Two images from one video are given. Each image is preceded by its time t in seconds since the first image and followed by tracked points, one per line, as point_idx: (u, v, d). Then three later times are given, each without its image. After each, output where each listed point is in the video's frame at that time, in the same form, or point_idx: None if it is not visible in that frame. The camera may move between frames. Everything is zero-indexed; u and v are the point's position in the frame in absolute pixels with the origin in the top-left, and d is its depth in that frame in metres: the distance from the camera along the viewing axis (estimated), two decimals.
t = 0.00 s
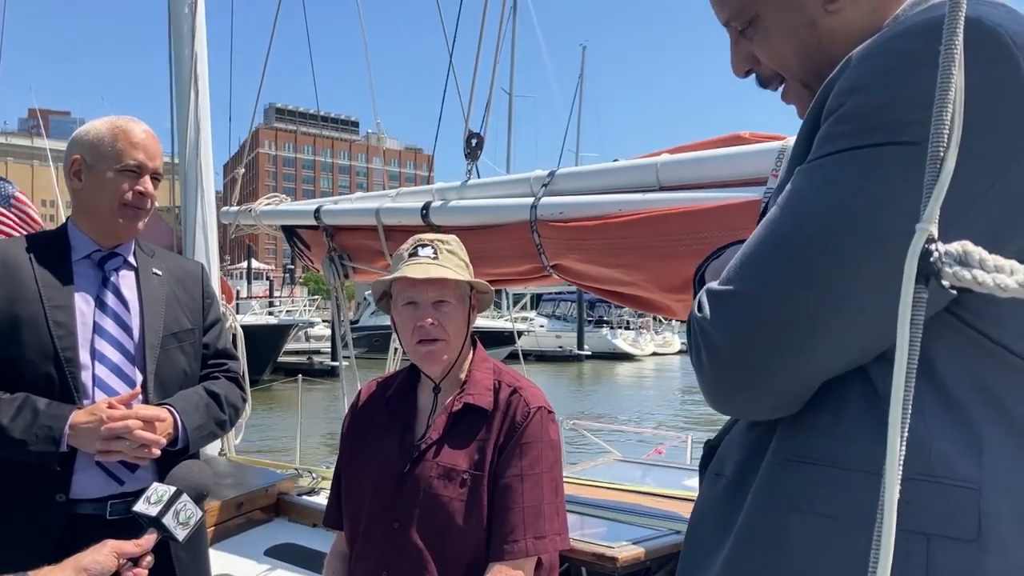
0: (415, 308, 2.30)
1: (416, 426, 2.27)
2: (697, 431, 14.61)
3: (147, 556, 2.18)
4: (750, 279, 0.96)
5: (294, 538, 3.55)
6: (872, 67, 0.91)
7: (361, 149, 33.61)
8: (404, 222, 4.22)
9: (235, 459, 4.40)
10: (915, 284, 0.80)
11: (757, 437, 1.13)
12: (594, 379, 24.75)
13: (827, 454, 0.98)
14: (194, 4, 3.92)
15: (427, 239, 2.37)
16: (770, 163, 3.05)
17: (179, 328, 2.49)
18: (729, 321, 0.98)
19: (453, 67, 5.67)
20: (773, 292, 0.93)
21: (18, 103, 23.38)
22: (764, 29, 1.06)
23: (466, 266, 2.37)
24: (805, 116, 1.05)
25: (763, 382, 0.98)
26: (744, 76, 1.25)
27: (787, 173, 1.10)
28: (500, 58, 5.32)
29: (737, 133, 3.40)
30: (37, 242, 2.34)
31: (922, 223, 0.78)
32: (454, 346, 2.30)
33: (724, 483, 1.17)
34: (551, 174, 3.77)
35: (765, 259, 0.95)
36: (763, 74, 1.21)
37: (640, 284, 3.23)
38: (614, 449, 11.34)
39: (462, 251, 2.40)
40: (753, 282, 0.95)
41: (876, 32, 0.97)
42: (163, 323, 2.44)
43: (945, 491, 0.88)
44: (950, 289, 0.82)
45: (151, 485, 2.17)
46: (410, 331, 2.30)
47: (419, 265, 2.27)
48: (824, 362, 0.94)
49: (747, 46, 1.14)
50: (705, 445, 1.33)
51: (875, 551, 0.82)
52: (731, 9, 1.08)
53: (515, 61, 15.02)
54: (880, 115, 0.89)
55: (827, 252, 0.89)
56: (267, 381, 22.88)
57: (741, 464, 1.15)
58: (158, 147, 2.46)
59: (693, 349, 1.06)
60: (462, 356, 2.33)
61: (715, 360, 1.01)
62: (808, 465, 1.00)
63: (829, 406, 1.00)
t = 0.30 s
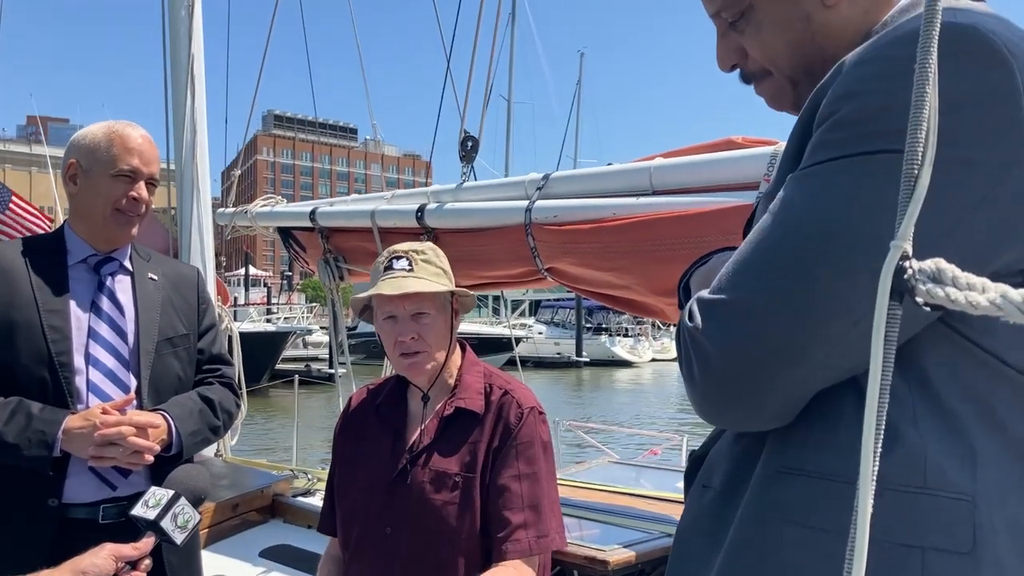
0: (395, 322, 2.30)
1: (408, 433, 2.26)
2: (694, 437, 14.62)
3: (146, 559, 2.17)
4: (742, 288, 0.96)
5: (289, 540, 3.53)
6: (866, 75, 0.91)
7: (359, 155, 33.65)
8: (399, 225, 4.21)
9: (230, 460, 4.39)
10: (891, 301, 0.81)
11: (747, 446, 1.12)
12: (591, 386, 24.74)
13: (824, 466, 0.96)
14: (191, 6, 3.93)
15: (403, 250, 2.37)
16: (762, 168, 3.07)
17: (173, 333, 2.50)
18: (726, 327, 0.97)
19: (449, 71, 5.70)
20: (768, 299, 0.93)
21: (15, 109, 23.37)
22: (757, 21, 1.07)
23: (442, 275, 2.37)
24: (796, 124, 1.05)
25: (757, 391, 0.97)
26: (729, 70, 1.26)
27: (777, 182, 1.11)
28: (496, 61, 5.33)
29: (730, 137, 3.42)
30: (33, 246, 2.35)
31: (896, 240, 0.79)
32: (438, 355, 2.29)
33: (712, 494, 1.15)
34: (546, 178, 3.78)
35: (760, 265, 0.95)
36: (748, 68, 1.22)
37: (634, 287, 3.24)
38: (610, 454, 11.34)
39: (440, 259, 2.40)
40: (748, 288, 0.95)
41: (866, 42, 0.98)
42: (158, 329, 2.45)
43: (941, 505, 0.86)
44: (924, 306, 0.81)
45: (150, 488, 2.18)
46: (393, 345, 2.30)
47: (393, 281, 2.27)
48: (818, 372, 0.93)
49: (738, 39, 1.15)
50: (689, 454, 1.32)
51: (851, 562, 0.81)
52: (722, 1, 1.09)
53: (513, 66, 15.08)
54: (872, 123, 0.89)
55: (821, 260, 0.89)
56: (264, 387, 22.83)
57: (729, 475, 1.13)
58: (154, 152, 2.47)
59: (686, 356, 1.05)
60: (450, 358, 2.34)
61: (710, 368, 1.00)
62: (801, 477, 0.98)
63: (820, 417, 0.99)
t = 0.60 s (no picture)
0: (382, 326, 2.30)
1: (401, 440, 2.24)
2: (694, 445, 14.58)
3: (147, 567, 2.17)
4: (723, 296, 0.95)
5: (285, 546, 3.51)
6: (849, 81, 0.91)
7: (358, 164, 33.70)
8: (394, 230, 4.21)
9: (228, 466, 4.37)
10: (866, 303, 0.80)
11: (736, 455, 1.10)
12: (591, 393, 24.70)
13: (812, 481, 0.94)
14: (188, 13, 3.93)
15: (393, 254, 2.37)
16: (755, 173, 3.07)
17: (166, 339, 2.48)
18: (705, 339, 0.96)
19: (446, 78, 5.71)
20: (749, 309, 0.92)
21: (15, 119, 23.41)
22: (740, 17, 1.06)
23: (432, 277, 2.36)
24: (781, 129, 1.05)
25: (737, 405, 0.95)
26: (711, 67, 1.26)
27: (762, 189, 1.10)
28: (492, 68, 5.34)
29: (723, 142, 3.42)
30: (24, 253, 2.34)
31: (871, 243, 0.78)
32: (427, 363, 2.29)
33: (701, 506, 1.14)
34: (540, 183, 3.78)
35: (739, 278, 0.94)
36: (731, 65, 1.22)
37: (628, 292, 3.23)
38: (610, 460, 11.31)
39: (431, 263, 2.40)
40: (728, 298, 0.94)
41: (850, 46, 0.97)
42: (151, 334, 2.43)
43: (932, 523, 0.83)
44: (899, 309, 0.80)
45: (150, 497, 2.20)
46: (382, 347, 2.30)
47: (382, 284, 2.28)
48: (800, 384, 0.92)
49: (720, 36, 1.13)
50: (678, 461, 1.31)
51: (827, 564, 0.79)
52: None
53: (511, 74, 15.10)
54: (854, 129, 0.88)
55: (802, 269, 0.88)
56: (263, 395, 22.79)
57: (718, 486, 1.12)
58: (146, 156, 2.47)
59: (668, 368, 1.04)
60: (439, 363, 2.32)
61: (690, 379, 0.98)
62: (786, 491, 0.97)
63: (805, 428, 0.97)
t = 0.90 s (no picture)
0: (365, 342, 2.30)
1: (392, 451, 2.26)
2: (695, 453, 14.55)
3: None
4: (680, 312, 0.96)
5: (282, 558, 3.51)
6: (801, 98, 0.93)
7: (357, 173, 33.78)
8: (388, 243, 4.23)
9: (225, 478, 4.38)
10: (829, 319, 0.83)
11: (706, 468, 1.11)
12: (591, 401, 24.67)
13: (775, 501, 0.95)
14: (185, 27, 3.95)
15: (386, 269, 2.38)
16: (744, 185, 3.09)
17: (160, 353, 2.49)
18: (662, 356, 0.97)
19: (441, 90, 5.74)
20: (705, 325, 0.94)
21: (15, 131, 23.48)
22: (707, 37, 1.09)
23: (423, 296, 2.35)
24: (741, 144, 1.07)
25: (696, 421, 0.97)
26: (691, 83, 1.27)
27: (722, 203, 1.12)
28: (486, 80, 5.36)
29: (713, 153, 3.45)
30: (17, 271, 2.36)
31: (833, 260, 0.81)
32: (406, 378, 2.27)
33: (671, 519, 1.15)
34: (532, 195, 3.80)
35: (694, 296, 0.95)
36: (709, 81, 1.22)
37: (620, 304, 3.26)
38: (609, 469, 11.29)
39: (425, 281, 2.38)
40: (684, 316, 0.96)
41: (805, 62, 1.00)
42: (144, 349, 2.44)
43: (886, 542, 0.86)
44: (861, 326, 0.83)
45: (148, 513, 2.20)
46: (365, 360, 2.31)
47: (367, 299, 2.29)
48: (757, 399, 0.94)
49: (693, 52, 1.15)
50: (658, 474, 1.32)
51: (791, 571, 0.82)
52: (676, 16, 1.10)
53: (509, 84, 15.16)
54: (807, 146, 0.91)
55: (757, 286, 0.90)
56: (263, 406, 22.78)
57: (688, 499, 1.13)
58: (138, 171, 2.49)
59: (628, 385, 1.05)
60: (426, 376, 2.31)
61: (649, 396, 1.00)
62: (747, 507, 0.98)
63: (767, 444, 0.99)
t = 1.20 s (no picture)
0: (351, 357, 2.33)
1: (388, 464, 2.28)
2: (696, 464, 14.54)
3: None
4: (644, 330, 0.98)
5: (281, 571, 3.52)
6: (761, 119, 0.95)
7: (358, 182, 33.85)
8: (383, 256, 4.25)
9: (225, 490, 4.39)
10: (801, 335, 0.85)
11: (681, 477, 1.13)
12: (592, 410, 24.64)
13: (743, 515, 0.97)
14: (184, 42, 3.98)
15: (381, 284, 2.39)
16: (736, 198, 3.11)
17: (155, 368, 2.51)
18: (628, 371, 0.99)
19: (439, 103, 5.77)
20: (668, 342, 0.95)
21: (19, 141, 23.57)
22: (682, 62, 1.12)
23: (413, 316, 2.33)
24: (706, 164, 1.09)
25: (661, 434, 0.99)
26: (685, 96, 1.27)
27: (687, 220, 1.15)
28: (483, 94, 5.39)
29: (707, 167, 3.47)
30: (13, 287, 2.37)
31: (805, 279, 0.83)
32: (384, 399, 2.28)
33: (648, 528, 1.17)
34: (527, 209, 3.83)
35: (659, 313, 0.97)
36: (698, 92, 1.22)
37: (616, 315, 3.27)
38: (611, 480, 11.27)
39: (419, 299, 2.36)
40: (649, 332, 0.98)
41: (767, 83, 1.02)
42: (140, 364, 2.46)
43: (841, 555, 0.88)
44: (832, 341, 0.86)
45: (143, 522, 2.23)
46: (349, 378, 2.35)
47: (351, 317, 2.32)
48: (720, 412, 0.95)
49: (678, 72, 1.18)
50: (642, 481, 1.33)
51: None
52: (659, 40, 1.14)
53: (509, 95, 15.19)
54: (766, 166, 0.93)
55: (716, 302, 0.92)
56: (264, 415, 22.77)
57: (663, 508, 1.15)
58: (133, 188, 2.51)
59: (598, 400, 1.07)
60: (412, 387, 2.30)
61: (617, 411, 1.02)
62: (713, 520, 1.00)
63: (734, 459, 1.01)
